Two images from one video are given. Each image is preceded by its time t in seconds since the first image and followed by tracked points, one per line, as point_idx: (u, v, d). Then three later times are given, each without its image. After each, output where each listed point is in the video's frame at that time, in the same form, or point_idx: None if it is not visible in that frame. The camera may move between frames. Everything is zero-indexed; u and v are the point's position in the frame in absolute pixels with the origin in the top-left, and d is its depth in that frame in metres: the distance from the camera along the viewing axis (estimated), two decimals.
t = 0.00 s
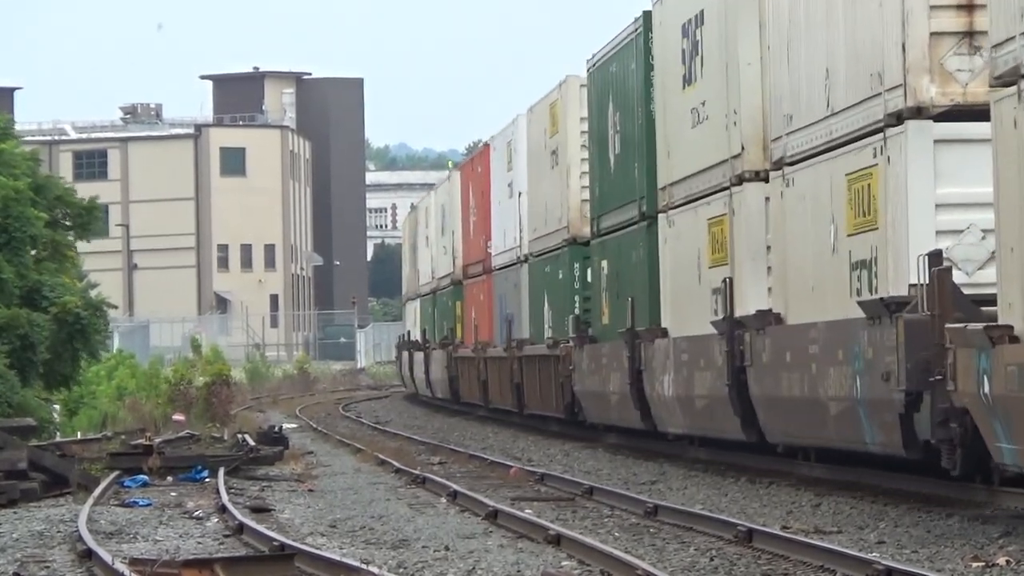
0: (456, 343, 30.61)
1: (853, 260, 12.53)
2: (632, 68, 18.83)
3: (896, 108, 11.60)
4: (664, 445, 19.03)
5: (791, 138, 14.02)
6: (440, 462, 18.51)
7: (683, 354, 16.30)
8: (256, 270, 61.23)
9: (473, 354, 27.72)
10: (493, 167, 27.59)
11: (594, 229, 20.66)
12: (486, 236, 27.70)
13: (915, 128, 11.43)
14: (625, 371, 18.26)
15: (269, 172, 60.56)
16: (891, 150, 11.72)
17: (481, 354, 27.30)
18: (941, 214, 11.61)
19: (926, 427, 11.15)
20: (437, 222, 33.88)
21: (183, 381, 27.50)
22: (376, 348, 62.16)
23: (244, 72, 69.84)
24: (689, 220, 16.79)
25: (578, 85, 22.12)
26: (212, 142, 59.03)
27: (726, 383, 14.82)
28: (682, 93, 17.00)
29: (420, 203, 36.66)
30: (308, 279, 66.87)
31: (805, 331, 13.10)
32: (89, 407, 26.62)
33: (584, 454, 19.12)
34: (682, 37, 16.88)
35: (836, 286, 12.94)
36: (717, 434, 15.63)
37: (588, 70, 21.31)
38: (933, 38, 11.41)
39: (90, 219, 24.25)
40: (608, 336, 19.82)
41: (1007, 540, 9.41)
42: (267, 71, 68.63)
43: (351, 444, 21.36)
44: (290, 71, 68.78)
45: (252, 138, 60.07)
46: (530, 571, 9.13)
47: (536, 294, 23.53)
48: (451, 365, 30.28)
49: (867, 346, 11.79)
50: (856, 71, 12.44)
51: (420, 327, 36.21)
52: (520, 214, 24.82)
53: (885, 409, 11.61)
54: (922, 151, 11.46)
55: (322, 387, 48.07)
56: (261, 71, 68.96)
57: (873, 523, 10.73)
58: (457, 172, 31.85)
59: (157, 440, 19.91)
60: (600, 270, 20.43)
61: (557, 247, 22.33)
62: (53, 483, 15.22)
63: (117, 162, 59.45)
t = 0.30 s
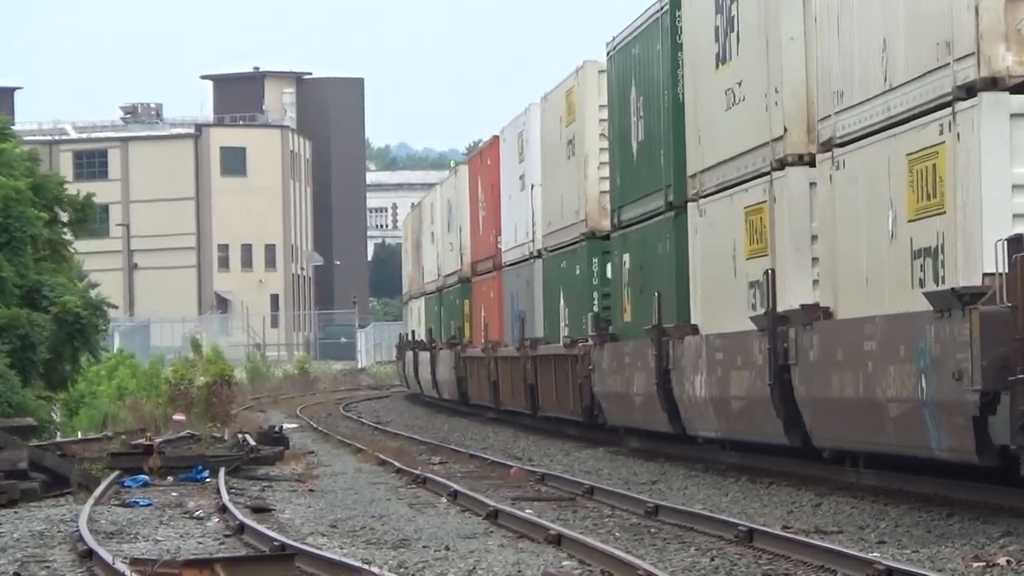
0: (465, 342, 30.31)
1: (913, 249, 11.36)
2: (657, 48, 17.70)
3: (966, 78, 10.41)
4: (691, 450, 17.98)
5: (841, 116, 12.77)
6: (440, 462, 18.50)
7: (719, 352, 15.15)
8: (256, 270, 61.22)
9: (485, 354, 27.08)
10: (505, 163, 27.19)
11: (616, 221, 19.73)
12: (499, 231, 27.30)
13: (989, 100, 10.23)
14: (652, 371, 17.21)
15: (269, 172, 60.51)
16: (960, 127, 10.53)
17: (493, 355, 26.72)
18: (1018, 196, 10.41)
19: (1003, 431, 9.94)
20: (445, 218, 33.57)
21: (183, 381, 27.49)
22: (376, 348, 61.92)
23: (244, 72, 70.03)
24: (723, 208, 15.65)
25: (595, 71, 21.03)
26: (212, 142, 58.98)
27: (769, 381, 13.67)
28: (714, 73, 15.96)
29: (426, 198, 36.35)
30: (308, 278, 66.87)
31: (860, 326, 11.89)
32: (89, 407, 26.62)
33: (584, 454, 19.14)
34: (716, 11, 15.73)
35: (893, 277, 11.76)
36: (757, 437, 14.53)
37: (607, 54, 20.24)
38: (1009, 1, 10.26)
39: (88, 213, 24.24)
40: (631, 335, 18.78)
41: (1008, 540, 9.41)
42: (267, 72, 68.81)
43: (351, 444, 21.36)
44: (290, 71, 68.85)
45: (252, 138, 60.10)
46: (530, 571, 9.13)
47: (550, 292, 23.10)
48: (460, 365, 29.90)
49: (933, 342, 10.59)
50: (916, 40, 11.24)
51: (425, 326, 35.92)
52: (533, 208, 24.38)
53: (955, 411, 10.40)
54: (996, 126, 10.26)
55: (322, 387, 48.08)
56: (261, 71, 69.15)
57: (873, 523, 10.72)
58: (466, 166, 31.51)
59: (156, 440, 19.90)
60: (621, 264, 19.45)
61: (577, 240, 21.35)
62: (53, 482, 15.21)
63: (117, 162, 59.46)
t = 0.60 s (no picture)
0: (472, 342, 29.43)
1: (988, 235, 10.38)
2: (685, 26, 16.69)
3: None
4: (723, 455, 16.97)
5: (900, 92, 11.78)
6: (440, 463, 18.49)
7: (758, 351, 14.11)
8: (256, 270, 61.22)
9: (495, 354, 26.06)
10: (515, 156, 26.31)
11: (640, 213, 18.72)
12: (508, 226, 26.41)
13: None
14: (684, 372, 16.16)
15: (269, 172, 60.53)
16: None
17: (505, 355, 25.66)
18: None
19: None
20: (452, 214, 32.72)
21: (185, 381, 27.50)
22: (376, 349, 62.39)
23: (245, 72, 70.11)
24: (761, 196, 14.62)
25: (616, 55, 20.02)
26: (212, 142, 59.17)
27: (817, 382, 12.64)
28: (750, 51, 14.96)
29: (432, 193, 35.48)
30: (308, 279, 66.88)
31: (923, 321, 10.88)
32: (89, 407, 26.64)
33: (584, 454, 19.17)
34: None
35: (963, 267, 10.77)
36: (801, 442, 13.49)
37: (630, 37, 19.26)
38: None
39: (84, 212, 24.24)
40: (658, 333, 17.75)
41: (1008, 540, 9.42)
42: (268, 72, 68.86)
43: (352, 444, 21.36)
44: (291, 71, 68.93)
45: (252, 138, 60.16)
46: (531, 571, 9.15)
47: (564, 289, 22.22)
48: (469, 364, 28.96)
49: (1012, 336, 9.63)
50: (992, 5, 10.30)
51: (432, 324, 35.04)
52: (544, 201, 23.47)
53: None
54: None
55: (321, 387, 48.08)
56: (261, 71, 69.09)
57: (874, 524, 10.74)
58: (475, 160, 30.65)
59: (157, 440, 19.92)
60: (647, 259, 18.47)
61: (595, 234, 20.34)
62: (53, 483, 15.21)
63: (117, 163, 59.49)
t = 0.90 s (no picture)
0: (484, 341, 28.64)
1: None
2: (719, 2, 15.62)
3: None
4: (753, 458, 16.15)
5: (968, 63, 10.60)
6: (441, 462, 18.48)
7: (802, 346, 13.06)
8: (257, 270, 61.21)
9: (509, 354, 25.22)
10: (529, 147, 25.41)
11: (670, 202, 17.72)
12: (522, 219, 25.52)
13: None
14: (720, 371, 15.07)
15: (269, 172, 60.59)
16: None
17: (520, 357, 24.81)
18: None
19: None
20: (459, 208, 31.90)
21: (185, 381, 27.49)
22: (377, 348, 61.94)
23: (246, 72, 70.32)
24: (806, 180, 13.50)
25: (639, 38, 19.17)
26: (213, 142, 59.07)
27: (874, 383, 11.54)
28: (794, 24, 13.86)
29: (437, 188, 34.65)
30: (309, 279, 66.87)
31: (998, 317, 9.76)
32: (89, 407, 26.65)
33: (585, 454, 19.18)
34: None
35: None
36: (848, 447, 12.46)
37: (658, 18, 18.27)
38: None
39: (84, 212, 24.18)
40: (691, 328, 16.73)
41: (1009, 540, 9.41)
42: (268, 71, 69.09)
43: (352, 444, 21.35)
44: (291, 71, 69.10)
45: (252, 138, 60.20)
46: (531, 571, 9.13)
47: (582, 285, 21.43)
48: (482, 366, 28.15)
49: None
50: None
51: (439, 324, 34.27)
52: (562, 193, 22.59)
53: None
54: None
55: (321, 387, 48.08)
56: (261, 71, 69.61)
57: (874, 523, 10.73)
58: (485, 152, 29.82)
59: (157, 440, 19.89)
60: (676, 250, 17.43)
61: (618, 227, 19.47)
62: (53, 483, 15.21)
63: (118, 162, 59.52)
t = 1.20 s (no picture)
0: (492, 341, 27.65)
1: None
2: None
3: None
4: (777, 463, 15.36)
5: None
6: (440, 463, 18.49)
7: (855, 344, 11.78)
8: (256, 270, 61.20)
9: (520, 355, 24.20)
10: (543, 136, 24.25)
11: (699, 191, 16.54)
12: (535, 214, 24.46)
13: None
14: (758, 368, 13.86)
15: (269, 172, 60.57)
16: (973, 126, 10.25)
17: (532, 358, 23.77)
18: None
19: None
20: (467, 203, 30.79)
21: (184, 382, 27.51)
22: (376, 348, 61.82)
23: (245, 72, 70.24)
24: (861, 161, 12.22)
25: (662, 17, 17.90)
26: (212, 142, 59.03)
27: (941, 381, 10.37)
28: None
29: (443, 181, 33.58)
30: (308, 279, 66.87)
31: None
32: (89, 407, 26.66)
33: (585, 454, 19.18)
34: None
35: None
36: (907, 453, 11.29)
37: None
38: None
39: (84, 213, 24.27)
40: (725, 326, 15.54)
41: (1008, 540, 9.41)
42: (267, 71, 69.06)
43: (351, 444, 21.36)
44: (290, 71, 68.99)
45: (252, 138, 60.16)
46: (530, 571, 9.14)
47: (599, 282, 20.39)
48: (491, 366, 27.18)
49: None
50: None
51: (446, 324, 33.26)
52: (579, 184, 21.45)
53: None
54: None
55: (321, 387, 48.07)
56: (260, 70, 69.37)
57: (874, 523, 10.74)
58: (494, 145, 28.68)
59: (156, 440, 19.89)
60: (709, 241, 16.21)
61: (641, 218, 18.29)
62: (53, 483, 15.24)
63: (117, 162, 59.52)
